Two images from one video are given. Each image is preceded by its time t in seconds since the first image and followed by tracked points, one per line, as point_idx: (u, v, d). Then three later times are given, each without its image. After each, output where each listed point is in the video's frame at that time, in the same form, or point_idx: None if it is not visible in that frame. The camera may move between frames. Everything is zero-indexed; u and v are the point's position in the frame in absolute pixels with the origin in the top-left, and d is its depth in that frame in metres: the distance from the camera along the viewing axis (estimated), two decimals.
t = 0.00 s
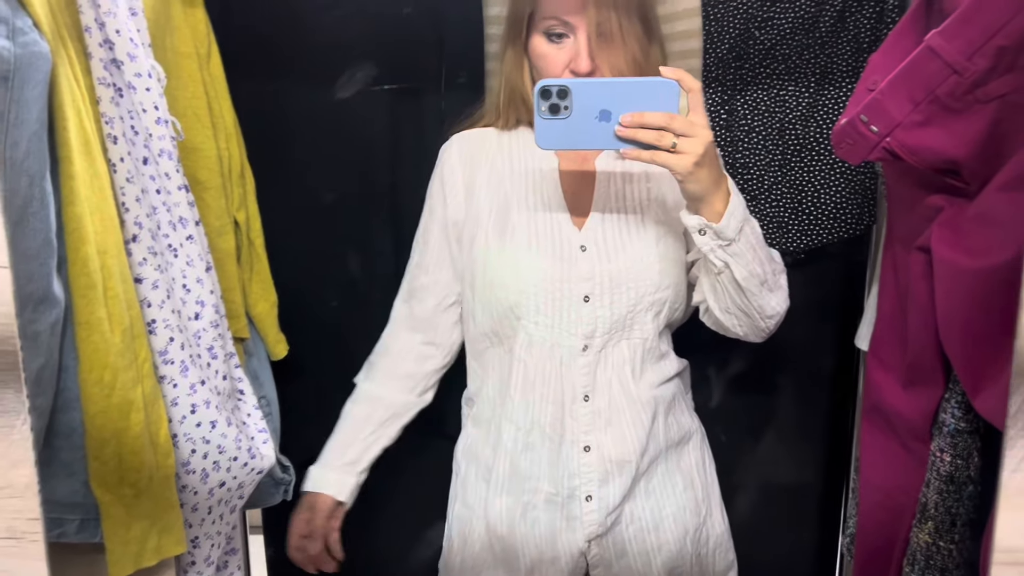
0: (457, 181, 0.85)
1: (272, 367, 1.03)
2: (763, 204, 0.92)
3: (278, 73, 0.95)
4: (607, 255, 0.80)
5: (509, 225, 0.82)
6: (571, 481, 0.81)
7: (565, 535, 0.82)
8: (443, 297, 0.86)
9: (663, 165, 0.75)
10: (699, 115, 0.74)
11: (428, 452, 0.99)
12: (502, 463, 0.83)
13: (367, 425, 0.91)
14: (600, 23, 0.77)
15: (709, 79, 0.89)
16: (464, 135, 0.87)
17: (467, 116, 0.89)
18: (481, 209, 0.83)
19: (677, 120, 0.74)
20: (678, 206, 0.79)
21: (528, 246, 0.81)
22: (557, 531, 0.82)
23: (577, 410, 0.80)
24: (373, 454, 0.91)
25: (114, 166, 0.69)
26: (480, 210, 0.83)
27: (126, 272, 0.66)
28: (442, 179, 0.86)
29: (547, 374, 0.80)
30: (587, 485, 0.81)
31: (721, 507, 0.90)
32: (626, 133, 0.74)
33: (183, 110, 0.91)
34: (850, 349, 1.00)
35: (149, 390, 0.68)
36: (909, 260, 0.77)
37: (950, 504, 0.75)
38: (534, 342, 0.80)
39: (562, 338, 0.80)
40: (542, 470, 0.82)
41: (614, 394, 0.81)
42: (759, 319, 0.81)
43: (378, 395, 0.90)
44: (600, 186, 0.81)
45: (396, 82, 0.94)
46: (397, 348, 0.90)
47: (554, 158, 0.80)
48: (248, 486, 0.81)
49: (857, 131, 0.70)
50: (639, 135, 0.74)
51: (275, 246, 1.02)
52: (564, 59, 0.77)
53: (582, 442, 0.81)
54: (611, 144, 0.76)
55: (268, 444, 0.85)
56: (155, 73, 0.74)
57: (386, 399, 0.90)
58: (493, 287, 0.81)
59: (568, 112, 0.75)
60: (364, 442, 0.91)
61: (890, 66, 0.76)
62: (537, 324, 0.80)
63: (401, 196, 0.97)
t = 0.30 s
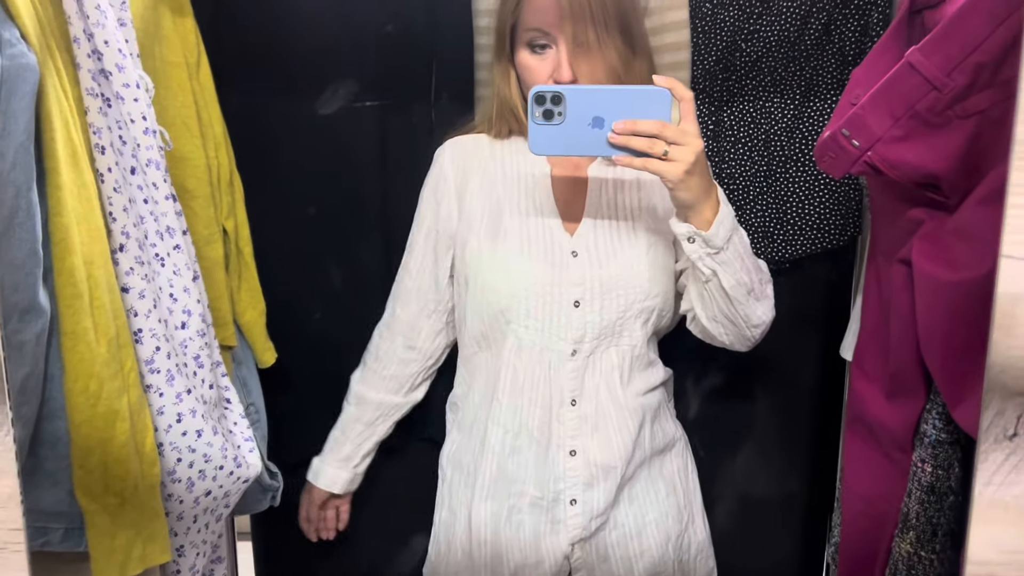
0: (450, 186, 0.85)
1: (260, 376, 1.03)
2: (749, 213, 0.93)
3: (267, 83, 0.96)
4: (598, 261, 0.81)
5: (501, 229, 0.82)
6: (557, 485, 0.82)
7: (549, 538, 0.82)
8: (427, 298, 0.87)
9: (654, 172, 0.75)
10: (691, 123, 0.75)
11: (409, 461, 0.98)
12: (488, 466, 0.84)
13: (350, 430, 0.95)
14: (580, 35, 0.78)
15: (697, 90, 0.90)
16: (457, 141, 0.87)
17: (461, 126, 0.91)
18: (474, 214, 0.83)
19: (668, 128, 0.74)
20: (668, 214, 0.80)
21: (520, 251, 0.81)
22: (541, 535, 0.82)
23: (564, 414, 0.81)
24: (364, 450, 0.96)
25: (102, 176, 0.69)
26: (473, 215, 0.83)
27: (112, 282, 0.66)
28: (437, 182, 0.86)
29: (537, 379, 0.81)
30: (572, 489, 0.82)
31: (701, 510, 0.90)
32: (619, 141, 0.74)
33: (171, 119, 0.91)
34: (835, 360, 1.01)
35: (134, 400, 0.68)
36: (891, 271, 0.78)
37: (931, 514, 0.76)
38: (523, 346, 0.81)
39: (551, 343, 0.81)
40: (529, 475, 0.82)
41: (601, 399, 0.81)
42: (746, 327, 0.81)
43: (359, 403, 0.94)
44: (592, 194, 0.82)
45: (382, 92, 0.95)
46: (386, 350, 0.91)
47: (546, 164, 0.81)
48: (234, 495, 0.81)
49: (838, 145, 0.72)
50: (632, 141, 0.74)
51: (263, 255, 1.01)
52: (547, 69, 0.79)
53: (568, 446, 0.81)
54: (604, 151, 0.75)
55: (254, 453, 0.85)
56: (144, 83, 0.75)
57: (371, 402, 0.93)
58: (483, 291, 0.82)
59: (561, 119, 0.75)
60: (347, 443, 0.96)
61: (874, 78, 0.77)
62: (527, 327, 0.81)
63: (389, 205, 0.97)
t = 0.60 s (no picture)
0: (450, 190, 0.85)
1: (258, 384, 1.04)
2: (745, 223, 0.93)
3: (268, 92, 0.96)
4: (593, 269, 0.81)
5: (497, 236, 0.83)
6: (549, 492, 0.82)
7: (538, 545, 0.83)
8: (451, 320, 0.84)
9: (648, 177, 0.77)
10: (684, 128, 0.77)
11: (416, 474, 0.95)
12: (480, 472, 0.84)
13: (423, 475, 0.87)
14: (575, 46, 0.79)
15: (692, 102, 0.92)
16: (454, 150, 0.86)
17: (459, 134, 0.91)
18: (471, 220, 0.84)
19: (662, 133, 0.76)
20: (662, 220, 0.81)
21: (514, 259, 0.82)
22: (531, 543, 0.83)
23: (557, 420, 0.81)
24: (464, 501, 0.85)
25: (104, 185, 0.70)
26: (470, 220, 0.84)
27: (113, 290, 0.66)
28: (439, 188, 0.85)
29: (532, 387, 0.81)
30: (563, 496, 0.82)
31: (689, 515, 0.90)
32: (613, 145, 0.76)
33: (172, 128, 0.92)
34: (830, 370, 1.01)
35: (135, 409, 0.68)
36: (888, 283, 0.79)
37: (925, 525, 0.77)
38: (518, 352, 0.81)
39: (544, 350, 0.81)
40: (520, 481, 0.83)
41: (594, 406, 0.81)
42: (739, 334, 0.81)
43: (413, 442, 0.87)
44: (588, 201, 0.83)
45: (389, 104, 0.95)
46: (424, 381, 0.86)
47: (542, 169, 0.82)
48: (233, 503, 0.81)
49: (835, 159, 0.72)
50: (625, 146, 0.75)
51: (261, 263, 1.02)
52: (541, 77, 0.80)
53: (560, 453, 0.82)
54: (598, 155, 0.77)
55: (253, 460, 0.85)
56: (146, 93, 0.75)
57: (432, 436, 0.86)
58: (478, 297, 0.82)
59: (556, 123, 0.76)
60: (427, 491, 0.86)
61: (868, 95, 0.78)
62: (520, 334, 0.81)
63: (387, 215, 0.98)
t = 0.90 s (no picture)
0: (436, 200, 0.85)
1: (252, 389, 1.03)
2: (741, 233, 0.94)
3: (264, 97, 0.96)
4: (579, 279, 0.81)
5: (483, 247, 0.83)
6: (540, 503, 0.82)
7: (530, 557, 0.83)
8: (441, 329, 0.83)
9: (643, 183, 0.76)
10: (679, 135, 0.76)
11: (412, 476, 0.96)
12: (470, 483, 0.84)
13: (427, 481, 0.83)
14: (581, 55, 0.79)
15: (688, 109, 0.91)
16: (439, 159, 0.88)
17: (445, 139, 0.92)
18: (456, 231, 0.83)
19: (657, 139, 0.75)
20: (648, 226, 0.81)
21: (501, 270, 0.82)
22: (523, 554, 0.83)
23: (546, 433, 0.81)
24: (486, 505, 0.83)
25: (100, 191, 0.69)
26: (455, 232, 0.83)
27: (109, 297, 0.67)
28: (425, 197, 0.85)
29: (520, 400, 0.81)
30: (554, 508, 0.82)
31: (691, 522, 0.90)
32: (608, 151, 0.75)
33: (171, 134, 0.92)
34: (826, 379, 1.01)
35: (129, 417, 0.68)
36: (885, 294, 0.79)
37: (921, 536, 0.77)
38: (506, 365, 0.81)
39: (533, 363, 0.81)
40: (512, 492, 0.82)
41: (583, 417, 0.81)
42: (730, 341, 0.81)
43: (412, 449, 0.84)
44: (573, 210, 0.83)
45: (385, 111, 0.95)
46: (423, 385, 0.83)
47: (525, 176, 0.83)
48: (227, 511, 0.81)
49: (833, 171, 0.72)
50: (620, 152, 0.75)
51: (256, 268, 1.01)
52: (542, 80, 0.79)
53: (549, 464, 0.82)
54: (593, 161, 0.77)
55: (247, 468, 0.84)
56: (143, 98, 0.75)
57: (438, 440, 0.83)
58: (465, 310, 0.82)
59: (550, 129, 0.76)
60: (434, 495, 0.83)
61: (868, 106, 0.78)
62: (509, 347, 0.81)
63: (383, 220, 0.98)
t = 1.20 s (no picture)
0: (431, 201, 0.83)
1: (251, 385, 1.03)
2: (743, 234, 0.94)
3: (267, 94, 0.97)
4: (577, 281, 0.81)
5: (482, 249, 0.82)
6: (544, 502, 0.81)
7: (535, 557, 0.82)
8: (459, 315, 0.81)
9: (640, 181, 0.76)
10: (674, 133, 0.76)
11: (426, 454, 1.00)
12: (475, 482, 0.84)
13: (496, 448, 0.79)
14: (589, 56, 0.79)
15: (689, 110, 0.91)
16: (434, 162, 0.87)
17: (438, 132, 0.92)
18: (454, 233, 0.82)
19: (653, 137, 0.75)
20: (647, 224, 0.80)
21: (500, 272, 0.81)
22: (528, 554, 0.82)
23: (548, 434, 0.81)
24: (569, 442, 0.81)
25: (103, 185, 0.68)
26: (453, 234, 0.82)
27: (111, 292, 0.66)
28: (423, 202, 0.84)
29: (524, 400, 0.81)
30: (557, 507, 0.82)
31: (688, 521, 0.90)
32: (604, 150, 0.75)
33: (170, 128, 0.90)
34: (825, 378, 1.01)
35: (131, 413, 0.67)
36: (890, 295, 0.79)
37: (924, 538, 0.76)
38: (509, 367, 0.81)
39: (535, 363, 0.81)
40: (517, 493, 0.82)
41: (584, 417, 0.82)
42: (729, 335, 0.81)
43: (468, 421, 0.80)
44: (568, 209, 0.82)
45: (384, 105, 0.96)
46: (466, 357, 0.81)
47: (521, 181, 0.82)
48: (227, 508, 0.80)
49: (840, 170, 0.71)
50: (617, 151, 0.74)
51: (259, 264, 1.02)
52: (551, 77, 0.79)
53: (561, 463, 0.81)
54: (589, 161, 0.76)
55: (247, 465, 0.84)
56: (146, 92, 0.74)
57: (483, 405, 0.80)
58: (465, 311, 0.81)
59: (546, 129, 0.75)
60: (512, 459, 0.79)
61: (874, 106, 0.78)
62: (512, 349, 0.81)
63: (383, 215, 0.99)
